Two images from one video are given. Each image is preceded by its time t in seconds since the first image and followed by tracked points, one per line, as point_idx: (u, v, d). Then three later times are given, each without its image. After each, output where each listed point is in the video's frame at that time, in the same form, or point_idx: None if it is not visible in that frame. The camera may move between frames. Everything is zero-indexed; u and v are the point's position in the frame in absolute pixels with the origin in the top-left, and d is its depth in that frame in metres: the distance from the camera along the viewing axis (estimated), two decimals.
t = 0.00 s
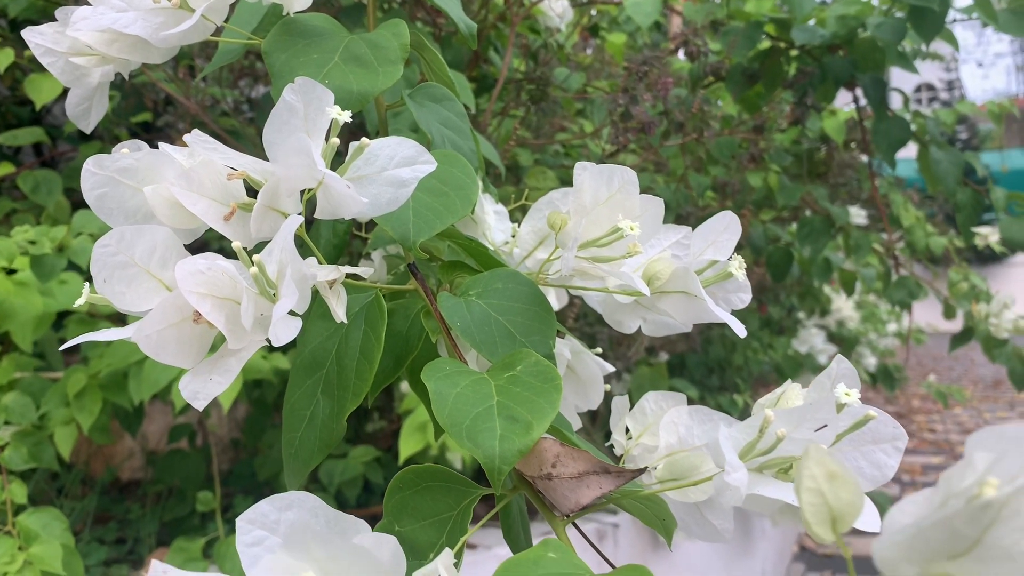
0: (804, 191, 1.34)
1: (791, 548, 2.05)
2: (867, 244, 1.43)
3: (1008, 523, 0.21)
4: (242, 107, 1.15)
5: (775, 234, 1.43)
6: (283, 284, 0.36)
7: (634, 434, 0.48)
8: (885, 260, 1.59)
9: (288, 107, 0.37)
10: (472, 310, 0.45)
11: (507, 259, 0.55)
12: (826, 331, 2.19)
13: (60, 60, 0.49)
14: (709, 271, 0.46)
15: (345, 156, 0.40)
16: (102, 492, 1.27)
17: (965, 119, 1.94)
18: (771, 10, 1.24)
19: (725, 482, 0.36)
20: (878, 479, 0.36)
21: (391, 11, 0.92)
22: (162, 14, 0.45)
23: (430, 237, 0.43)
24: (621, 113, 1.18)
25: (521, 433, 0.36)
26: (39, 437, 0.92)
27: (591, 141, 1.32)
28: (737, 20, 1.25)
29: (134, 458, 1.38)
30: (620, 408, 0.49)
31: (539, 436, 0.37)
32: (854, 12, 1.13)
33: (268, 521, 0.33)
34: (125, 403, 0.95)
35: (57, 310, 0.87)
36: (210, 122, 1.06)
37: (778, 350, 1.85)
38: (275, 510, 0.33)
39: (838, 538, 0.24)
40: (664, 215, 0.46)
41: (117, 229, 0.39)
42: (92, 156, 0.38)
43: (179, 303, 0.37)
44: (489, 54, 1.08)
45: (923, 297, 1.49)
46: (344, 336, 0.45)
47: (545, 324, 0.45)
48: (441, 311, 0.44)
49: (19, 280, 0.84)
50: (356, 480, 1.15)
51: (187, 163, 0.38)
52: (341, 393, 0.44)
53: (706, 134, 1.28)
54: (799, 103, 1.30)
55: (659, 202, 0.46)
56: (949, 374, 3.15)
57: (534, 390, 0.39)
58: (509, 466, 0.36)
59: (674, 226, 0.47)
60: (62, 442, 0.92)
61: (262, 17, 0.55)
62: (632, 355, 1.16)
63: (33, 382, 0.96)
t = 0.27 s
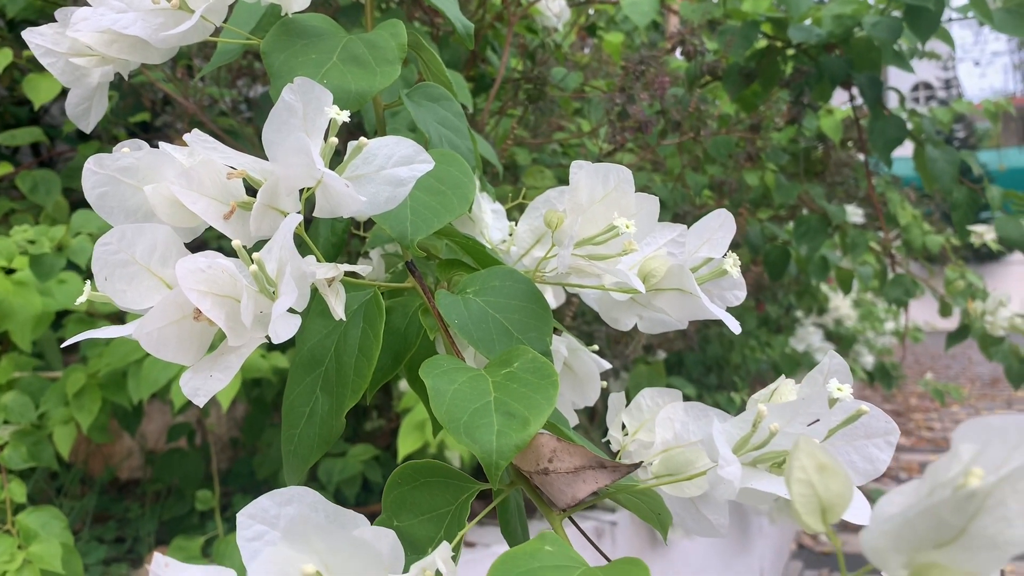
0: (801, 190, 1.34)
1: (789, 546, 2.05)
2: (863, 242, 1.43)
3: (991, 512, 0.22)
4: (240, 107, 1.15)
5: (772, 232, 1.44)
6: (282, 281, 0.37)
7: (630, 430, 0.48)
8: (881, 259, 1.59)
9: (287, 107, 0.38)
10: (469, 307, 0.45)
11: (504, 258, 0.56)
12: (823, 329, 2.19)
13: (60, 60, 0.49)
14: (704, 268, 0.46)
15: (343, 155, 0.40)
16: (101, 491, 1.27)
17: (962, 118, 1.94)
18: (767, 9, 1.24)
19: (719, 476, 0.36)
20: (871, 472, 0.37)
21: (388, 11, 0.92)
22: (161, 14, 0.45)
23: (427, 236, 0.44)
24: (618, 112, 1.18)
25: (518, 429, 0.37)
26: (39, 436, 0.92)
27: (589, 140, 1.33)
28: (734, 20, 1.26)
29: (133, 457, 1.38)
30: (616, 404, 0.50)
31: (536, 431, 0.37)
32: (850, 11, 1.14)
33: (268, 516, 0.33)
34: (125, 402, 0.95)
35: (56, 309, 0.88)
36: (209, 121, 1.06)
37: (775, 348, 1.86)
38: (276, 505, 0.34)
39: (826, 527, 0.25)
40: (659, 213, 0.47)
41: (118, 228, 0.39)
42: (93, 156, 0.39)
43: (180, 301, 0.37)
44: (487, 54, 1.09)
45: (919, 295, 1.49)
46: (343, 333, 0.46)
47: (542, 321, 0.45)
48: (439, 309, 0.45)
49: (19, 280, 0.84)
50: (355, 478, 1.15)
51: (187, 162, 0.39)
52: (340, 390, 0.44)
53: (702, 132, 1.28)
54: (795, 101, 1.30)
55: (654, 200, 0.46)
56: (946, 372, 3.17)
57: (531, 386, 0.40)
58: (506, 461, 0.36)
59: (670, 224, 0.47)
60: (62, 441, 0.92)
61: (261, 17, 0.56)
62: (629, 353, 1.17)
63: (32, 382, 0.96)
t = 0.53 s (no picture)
0: (798, 188, 1.35)
1: (787, 544, 2.06)
2: (860, 240, 1.44)
3: (978, 499, 0.23)
4: (238, 107, 1.16)
5: (770, 230, 1.44)
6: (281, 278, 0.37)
7: (627, 426, 0.48)
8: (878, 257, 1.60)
9: (286, 105, 0.38)
10: (467, 304, 0.45)
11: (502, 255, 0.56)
12: (821, 328, 2.20)
13: (60, 59, 0.50)
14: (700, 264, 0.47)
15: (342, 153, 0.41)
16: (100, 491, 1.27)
17: (959, 116, 1.95)
18: (765, 8, 1.25)
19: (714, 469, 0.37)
20: (863, 466, 0.37)
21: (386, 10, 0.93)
22: (161, 13, 0.45)
23: (425, 233, 0.44)
24: (615, 110, 1.19)
25: (515, 423, 0.37)
26: (38, 435, 0.92)
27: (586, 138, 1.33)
28: (731, 19, 1.26)
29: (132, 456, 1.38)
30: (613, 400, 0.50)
31: (533, 425, 0.37)
32: (847, 10, 1.14)
33: (268, 510, 0.33)
34: (124, 401, 0.95)
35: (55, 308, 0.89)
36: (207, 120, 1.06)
37: (773, 346, 1.87)
38: (275, 498, 0.34)
39: (818, 516, 0.26)
40: (655, 211, 0.47)
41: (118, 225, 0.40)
42: (94, 153, 0.39)
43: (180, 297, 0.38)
44: (484, 53, 1.09)
45: (916, 293, 1.50)
46: (342, 330, 0.46)
47: (539, 317, 0.46)
48: (437, 305, 0.45)
49: (18, 279, 0.85)
50: (353, 476, 1.16)
51: (187, 160, 0.39)
52: (338, 386, 0.45)
53: (700, 131, 1.28)
54: (792, 99, 1.31)
55: (650, 197, 0.47)
56: (944, 370, 3.17)
57: (528, 380, 0.40)
58: (504, 455, 0.37)
59: (665, 221, 0.48)
60: (61, 440, 0.92)
61: (259, 17, 0.56)
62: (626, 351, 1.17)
63: (32, 381, 0.96)
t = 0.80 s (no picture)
0: (794, 186, 1.35)
1: (785, 542, 2.06)
2: (857, 238, 1.44)
3: (966, 486, 0.23)
4: (236, 106, 1.16)
5: (767, 229, 1.45)
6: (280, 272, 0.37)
7: (623, 419, 0.49)
8: (875, 255, 1.60)
9: (284, 101, 0.38)
10: (464, 299, 0.46)
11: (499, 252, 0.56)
12: (819, 326, 2.21)
13: (59, 57, 0.50)
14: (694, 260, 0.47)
15: (339, 149, 0.41)
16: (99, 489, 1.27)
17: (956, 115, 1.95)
18: (762, 6, 1.25)
19: (708, 461, 0.37)
20: (856, 458, 0.37)
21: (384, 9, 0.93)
22: (160, 12, 0.46)
23: (422, 229, 0.44)
24: (613, 109, 1.19)
25: (512, 416, 0.38)
26: (37, 434, 0.93)
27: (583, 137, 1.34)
28: (727, 17, 1.26)
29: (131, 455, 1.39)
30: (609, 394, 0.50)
31: (529, 418, 0.38)
32: (843, 8, 1.14)
33: (267, 502, 0.33)
34: (123, 400, 0.96)
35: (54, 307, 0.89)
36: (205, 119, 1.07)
37: (771, 344, 1.87)
38: (273, 491, 0.33)
39: (810, 503, 0.26)
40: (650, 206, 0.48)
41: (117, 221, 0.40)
42: (93, 150, 0.40)
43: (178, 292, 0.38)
44: (482, 52, 1.09)
45: (912, 291, 1.50)
46: (340, 325, 0.47)
47: (536, 312, 0.46)
48: (434, 300, 0.46)
49: (17, 278, 0.85)
50: (352, 474, 1.16)
51: (186, 156, 0.39)
52: (336, 381, 0.45)
53: (696, 129, 1.29)
54: (789, 97, 1.31)
55: (645, 193, 0.47)
56: (942, 368, 3.18)
57: (524, 373, 0.40)
58: (501, 448, 0.37)
59: (661, 218, 0.48)
60: (60, 439, 0.92)
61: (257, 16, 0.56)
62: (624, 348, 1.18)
63: (30, 380, 0.96)
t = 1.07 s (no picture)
0: (791, 183, 1.36)
1: (783, 540, 2.07)
2: (854, 236, 1.44)
3: (950, 470, 0.24)
4: (234, 104, 1.16)
5: (764, 227, 1.45)
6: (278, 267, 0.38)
7: (618, 414, 0.49)
8: (872, 253, 1.61)
9: (281, 97, 0.39)
10: (461, 294, 0.46)
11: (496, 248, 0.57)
12: (817, 324, 2.21)
13: (58, 55, 0.50)
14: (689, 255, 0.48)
15: (337, 145, 0.41)
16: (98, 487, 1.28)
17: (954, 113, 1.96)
18: (759, 5, 1.25)
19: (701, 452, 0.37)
20: (848, 450, 0.37)
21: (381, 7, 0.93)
22: (158, 9, 0.46)
23: (418, 224, 0.45)
24: (610, 107, 1.19)
25: (507, 408, 0.38)
26: (37, 432, 0.93)
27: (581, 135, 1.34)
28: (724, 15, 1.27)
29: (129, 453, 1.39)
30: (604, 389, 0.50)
31: (524, 411, 0.38)
32: (840, 6, 1.15)
33: (265, 493, 0.34)
34: (122, 398, 0.96)
35: (53, 305, 0.89)
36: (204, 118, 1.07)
37: (768, 342, 1.88)
38: (272, 483, 0.34)
39: (798, 489, 0.27)
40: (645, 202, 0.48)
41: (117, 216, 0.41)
42: (92, 146, 0.40)
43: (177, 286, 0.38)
44: (479, 50, 1.10)
45: (909, 288, 1.51)
46: (337, 320, 0.47)
47: (531, 307, 0.47)
48: (431, 295, 0.46)
49: (16, 276, 0.86)
50: (351, 472, 1.16)
51: (185, 152, 0.40)
52: (334, 375, 0.45)
53: (693, 127, 1.29)
54: (786, 96, 1.32)
55: (640, 189, 0.48)
56: (940, 367, 3.19)
57: (520, 366, 0.41)
58: (496, 440, 0.37)
59: (656, 214, 0.49)
60: (59, 437, 0.93)
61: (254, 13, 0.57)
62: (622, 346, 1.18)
63: (29, 378, 0.96)
